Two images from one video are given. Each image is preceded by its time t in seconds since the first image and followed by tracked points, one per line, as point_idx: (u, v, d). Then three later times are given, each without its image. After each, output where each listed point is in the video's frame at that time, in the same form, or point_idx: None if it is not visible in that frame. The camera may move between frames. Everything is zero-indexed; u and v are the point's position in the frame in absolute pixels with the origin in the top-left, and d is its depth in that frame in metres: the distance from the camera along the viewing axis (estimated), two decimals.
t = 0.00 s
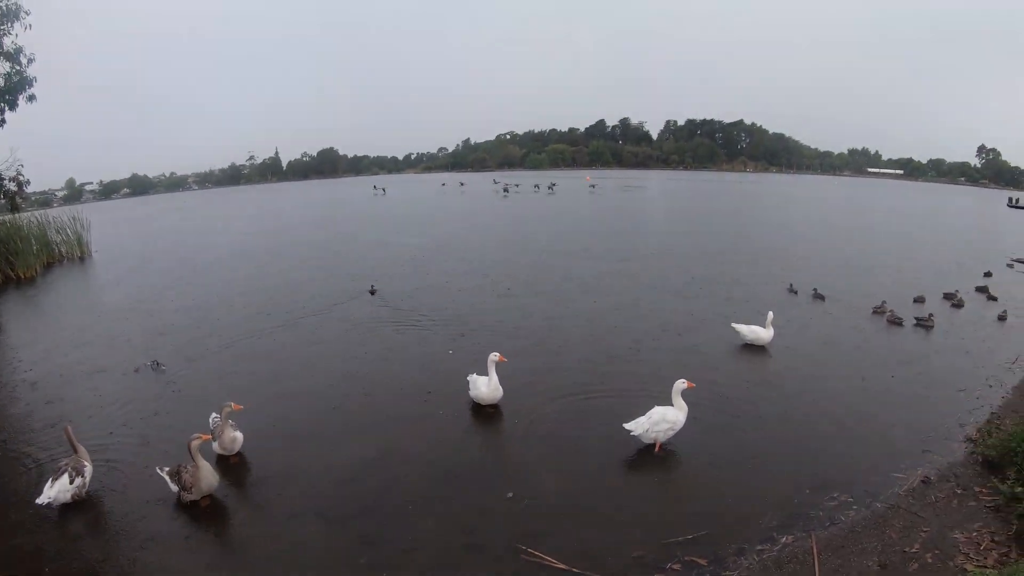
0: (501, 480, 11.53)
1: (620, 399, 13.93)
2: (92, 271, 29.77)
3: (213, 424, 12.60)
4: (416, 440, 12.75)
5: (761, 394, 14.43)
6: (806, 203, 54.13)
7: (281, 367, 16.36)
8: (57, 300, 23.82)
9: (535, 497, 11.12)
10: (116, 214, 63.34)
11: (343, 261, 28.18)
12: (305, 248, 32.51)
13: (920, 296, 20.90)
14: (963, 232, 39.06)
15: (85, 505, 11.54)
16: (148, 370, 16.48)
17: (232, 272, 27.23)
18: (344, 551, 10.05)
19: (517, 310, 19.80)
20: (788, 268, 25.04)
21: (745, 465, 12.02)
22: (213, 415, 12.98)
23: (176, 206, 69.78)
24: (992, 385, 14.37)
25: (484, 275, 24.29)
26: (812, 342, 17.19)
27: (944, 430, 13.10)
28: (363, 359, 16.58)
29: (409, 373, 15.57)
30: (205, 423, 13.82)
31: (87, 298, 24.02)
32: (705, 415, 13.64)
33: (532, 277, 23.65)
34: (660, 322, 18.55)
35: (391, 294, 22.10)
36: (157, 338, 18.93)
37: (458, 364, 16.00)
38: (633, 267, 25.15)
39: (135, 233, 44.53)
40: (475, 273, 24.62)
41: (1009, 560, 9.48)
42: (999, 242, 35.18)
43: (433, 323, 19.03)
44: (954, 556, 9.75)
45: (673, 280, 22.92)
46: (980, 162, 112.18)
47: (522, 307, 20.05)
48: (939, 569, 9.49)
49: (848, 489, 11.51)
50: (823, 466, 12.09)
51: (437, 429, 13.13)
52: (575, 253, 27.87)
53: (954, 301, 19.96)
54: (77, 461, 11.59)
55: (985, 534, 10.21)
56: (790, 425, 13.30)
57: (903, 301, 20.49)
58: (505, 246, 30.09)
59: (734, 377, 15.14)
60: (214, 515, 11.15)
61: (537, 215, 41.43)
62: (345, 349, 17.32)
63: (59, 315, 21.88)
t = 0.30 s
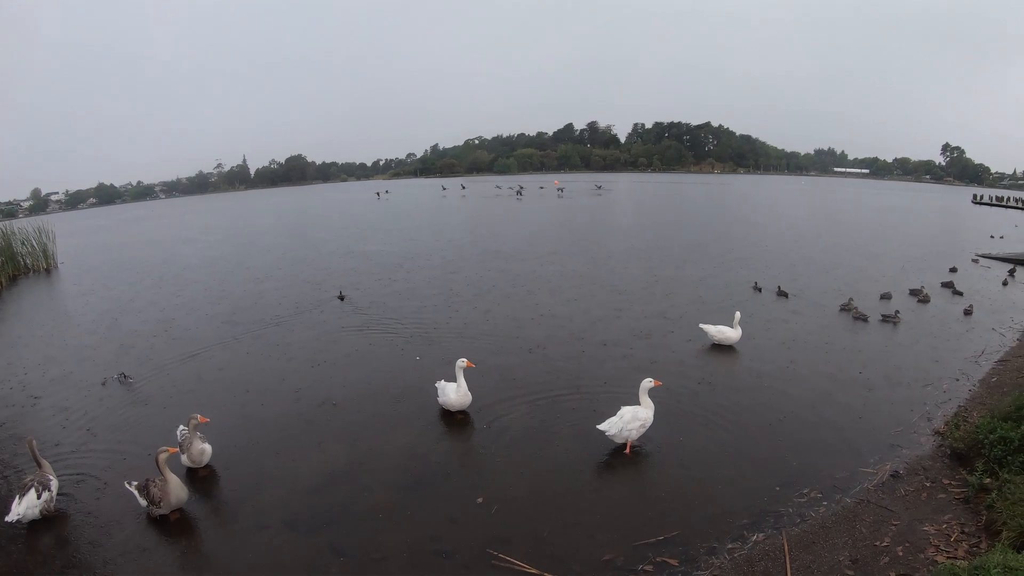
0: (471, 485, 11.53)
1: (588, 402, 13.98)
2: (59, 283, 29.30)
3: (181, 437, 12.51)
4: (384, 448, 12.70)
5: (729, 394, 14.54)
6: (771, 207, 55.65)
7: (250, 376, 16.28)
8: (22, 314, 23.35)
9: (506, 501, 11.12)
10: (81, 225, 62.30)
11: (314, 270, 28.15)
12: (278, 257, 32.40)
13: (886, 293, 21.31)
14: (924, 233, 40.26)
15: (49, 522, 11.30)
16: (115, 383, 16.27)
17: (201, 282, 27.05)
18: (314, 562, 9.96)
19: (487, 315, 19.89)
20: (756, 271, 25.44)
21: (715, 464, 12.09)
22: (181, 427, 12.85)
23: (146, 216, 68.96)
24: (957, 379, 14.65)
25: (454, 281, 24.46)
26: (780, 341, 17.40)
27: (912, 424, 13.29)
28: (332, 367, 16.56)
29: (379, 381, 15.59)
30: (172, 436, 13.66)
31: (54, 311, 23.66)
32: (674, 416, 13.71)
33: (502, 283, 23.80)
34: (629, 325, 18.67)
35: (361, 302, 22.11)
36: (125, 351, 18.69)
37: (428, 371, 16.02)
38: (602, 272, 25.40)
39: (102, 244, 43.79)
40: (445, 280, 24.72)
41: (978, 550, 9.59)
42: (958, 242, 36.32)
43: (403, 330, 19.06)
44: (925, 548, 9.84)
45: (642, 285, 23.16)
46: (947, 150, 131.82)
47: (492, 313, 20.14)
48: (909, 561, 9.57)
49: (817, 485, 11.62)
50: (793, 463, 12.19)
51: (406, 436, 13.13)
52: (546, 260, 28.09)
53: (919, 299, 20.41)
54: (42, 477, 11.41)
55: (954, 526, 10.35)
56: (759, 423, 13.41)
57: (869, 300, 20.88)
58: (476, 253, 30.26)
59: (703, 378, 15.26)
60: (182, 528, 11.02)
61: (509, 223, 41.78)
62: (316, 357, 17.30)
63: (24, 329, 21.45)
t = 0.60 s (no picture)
0: (445, 491, 11.54)
1: (561, 406, 14.05)
2: (27, 294, 28.81)
3: (153, 448, 12.45)
4: (356, 456, 12.68)
5: (701, 395, 14.65)
6: (743, 210, 56.56)
7: (221, 386, 16.18)
8: None
9: (479, 507, 11.12)
10: (48, 235, 61.32)
11: (288, 277, 28.04)
12: (253, 264, 32.24)
13: (857, 292, 21.64)
14: (890, 233, 41.23)
15: (16, 539, 11.10)
16: (85, 395, 16.07)
17: (172, 291, 26.78)
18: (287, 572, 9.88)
19: (460, 321, 19.93)
20: (729, 273, 25.73)
21: (687, 465, 12.16)
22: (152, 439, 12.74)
23: (117, 224, 68.15)
24: (927, 376, 14.90)
25: (427, 286, 24.57)
26: (753, 342, 17.56)
27: (884, 421, 13.47)
28: (304, 375, 16.51)
29: (350, 388, 15.60)
30: (142, 448, 13.52)
31: (22, 323, 23.25)
32: (647, 418, 13.77)
33: (476, 288, 23.85)
34: (603, 328, 18.75)
35: (334, 308, 22.07)
36: (93, 362, 18.44)
37: (401, 377, 16.03)
38: (576, 275, 25.55)
39: (71, 254, 43.10)
40: (420, 285, 24.74)
41: (951, 545, 9.71)
42: (925, 241, 37.21)
43: (376, 336, 19.05)
44: (897, 544, 9.95)
45: (616, 288, 23.29)
46: (920, 151, 140.86)
47: (465, 318, 20.18)
48: (883, 558, 9.65)
49: (790, 484, 11.71)
50: (765, 462, 12.28)
51: (378, 443, 13.13)
52: (521, 264, 28.22)
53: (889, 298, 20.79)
54: (11, 490, 11.29)
55: (927, 521, 10.47)
56: (731, 423, 13.51)
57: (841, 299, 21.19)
58: (452, 259, 30.31)
59: (675, 380, 15.37)
60: (154, 541, 10.90)
61: (485, 228, 41.97)
62: (288, 365, 17.26)
63: None
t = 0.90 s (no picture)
0: (419, 497, 11.56)
1: (535, 410, 14.11)
2: None
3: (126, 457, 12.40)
4: (330, 463, 12.67)
5: (675, 397, 14.76)
6: (719, 213, 57.49)
7: (195, 393, 16.10)
8: None
9: (454, 513, 11.12)
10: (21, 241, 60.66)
11: (265, 283, 27.91)
12: (231, 269, 32.07)
13: (831, 293, 21.92)
14: (865, 235, 42.02)
15: None
16: (57, 405, 15.89)
17: (147, 298, 26.58)
18: None
19: (436, 325, 19.97)
20: (706, 275, 25.97)
21: (661, 467, 12.22)
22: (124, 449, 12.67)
23: (93, 230, 67.55)
24: (898, 375, 15.16)
25: (404, 291, 24.66)
26: (728, 344, 17.73)
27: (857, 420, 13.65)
28: (279, 382, 16.48)
29: (324, 393, 15.60)
30: (115, 458, 13.41)
31: None
32: (621, 420, 13.85)
33: (453, 292, 23.90)
34: (579, 331, 18.85)
35: (310, 314, 22.04)
36: (66, 371, 18.25)
37: (375, 383, 16.04)
38: (553, 279, 25.65)
39: (46, 261, 42.60)
40: (397, 290, 24.75)
41: (924, 541, 9.83)
42: (897, 242, 37.97)
43: (351, 342, 19.04)
44: (872, 542, 10.05)
45: (593, 291, 23.41)
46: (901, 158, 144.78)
47: (441, 323, 20.22)
48: (857, 556, 9.74)
49: (764, 484, 11.82)
50: (738, 464, 12.37)
51: (353, 449, 13.13)
52: (499, 268, 28.33)
53: (863, 298, 21.13)
54: None
55: (900, 518, 10.60)
56: (705, 425, 13.62)
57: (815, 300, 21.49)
58: (430, 263, 30.33)
59: (649, 382, 15.47)
60: (126, 552, 10.81)
61: (465, 233, 42.13)
62: (262, 371, 17.22)
63: None
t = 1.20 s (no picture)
0: (393, 503, 11.60)
1: (508, 413, 14.20)
2: None
3: (97, 466, 12.35)
4: (304, 470, 12.68)
5: (648, 399, 14.90)
6: (694, 216, 58.39)
7: (167, 401, 16.02)
8: None
9: (428, 518, 11.15)
10: None
11: (241, 288, 27.84)
12: (207, 274, 31.90)
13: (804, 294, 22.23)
14: (837, 237, 42.83)
15: None
16: (26, 414, 15.71)
17: (122, 303, 26.36)
18: None
19: (411, 329, 20.07)
20: (682, 278, 26.27)
21: (634, 469, 12.31)
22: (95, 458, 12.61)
23: (68, 235, 66.87)
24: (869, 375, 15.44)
25: (381, 294, 24.75)
26: (702, 346, 17.95)
27: (830, 420, 13.85)
28: (253, 388, 16.49)
29: (297, 399, 15.61)
30: (85, 467, 13.29)
31: None
32: (594, 422, 13.96)
33: (430, 296, 24.00)
34: (555, 334, 19.00)
35: (285, 319, 22.05)
36: (37, 379, 18.05)
37: (350, 388, 16.11)
38: (530, 282, 25.84)
39: (20, 267, 42.04)
40: (374, 294, 24.82)
41: (896, 538, 9.96)
42: (870, 244, 38.72)
43: (326, 347, 19.09)
44: (844, 540, 10.17)
45: (570, 294, 23.60)
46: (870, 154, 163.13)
47: (416, 326, 20.31)
48: (830, 554, 9.84)
49: (736, 485, 11.93)
50: (711, 465, 12.48)
51: (326, 456, 13.15)
52: (476, 272, 28.50)
53: (834, 299, 21.53)
54: None
55: (873, 516, 10.74)
56: (678, 427, 13.73)
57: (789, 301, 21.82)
58: (408, 267, 30.43)
59: (622, 384, 15.63)
60: (97, 562, 10.71)
61: (446, 237, 42.35)
62: (235, 378, 17.18)
63: None
